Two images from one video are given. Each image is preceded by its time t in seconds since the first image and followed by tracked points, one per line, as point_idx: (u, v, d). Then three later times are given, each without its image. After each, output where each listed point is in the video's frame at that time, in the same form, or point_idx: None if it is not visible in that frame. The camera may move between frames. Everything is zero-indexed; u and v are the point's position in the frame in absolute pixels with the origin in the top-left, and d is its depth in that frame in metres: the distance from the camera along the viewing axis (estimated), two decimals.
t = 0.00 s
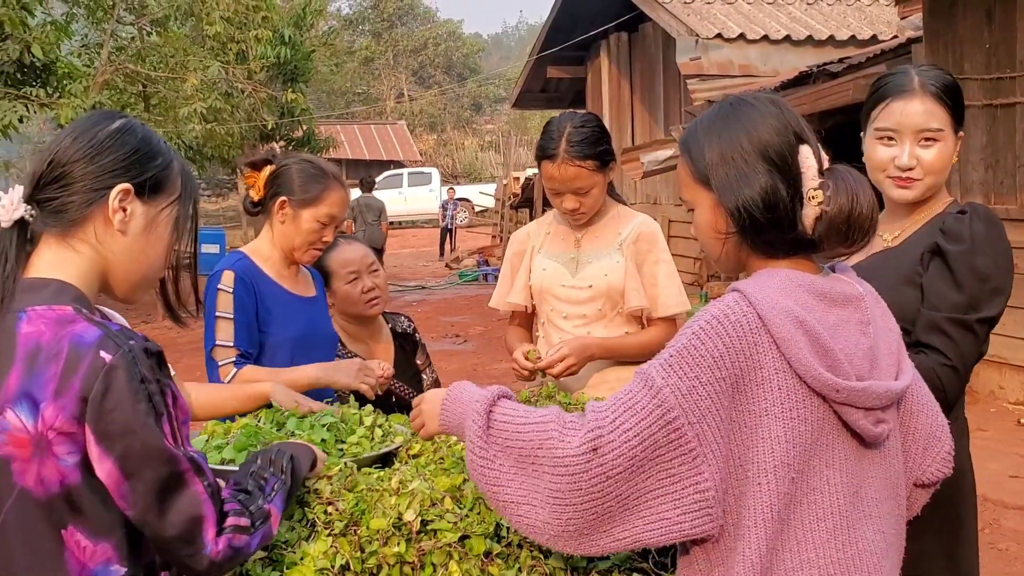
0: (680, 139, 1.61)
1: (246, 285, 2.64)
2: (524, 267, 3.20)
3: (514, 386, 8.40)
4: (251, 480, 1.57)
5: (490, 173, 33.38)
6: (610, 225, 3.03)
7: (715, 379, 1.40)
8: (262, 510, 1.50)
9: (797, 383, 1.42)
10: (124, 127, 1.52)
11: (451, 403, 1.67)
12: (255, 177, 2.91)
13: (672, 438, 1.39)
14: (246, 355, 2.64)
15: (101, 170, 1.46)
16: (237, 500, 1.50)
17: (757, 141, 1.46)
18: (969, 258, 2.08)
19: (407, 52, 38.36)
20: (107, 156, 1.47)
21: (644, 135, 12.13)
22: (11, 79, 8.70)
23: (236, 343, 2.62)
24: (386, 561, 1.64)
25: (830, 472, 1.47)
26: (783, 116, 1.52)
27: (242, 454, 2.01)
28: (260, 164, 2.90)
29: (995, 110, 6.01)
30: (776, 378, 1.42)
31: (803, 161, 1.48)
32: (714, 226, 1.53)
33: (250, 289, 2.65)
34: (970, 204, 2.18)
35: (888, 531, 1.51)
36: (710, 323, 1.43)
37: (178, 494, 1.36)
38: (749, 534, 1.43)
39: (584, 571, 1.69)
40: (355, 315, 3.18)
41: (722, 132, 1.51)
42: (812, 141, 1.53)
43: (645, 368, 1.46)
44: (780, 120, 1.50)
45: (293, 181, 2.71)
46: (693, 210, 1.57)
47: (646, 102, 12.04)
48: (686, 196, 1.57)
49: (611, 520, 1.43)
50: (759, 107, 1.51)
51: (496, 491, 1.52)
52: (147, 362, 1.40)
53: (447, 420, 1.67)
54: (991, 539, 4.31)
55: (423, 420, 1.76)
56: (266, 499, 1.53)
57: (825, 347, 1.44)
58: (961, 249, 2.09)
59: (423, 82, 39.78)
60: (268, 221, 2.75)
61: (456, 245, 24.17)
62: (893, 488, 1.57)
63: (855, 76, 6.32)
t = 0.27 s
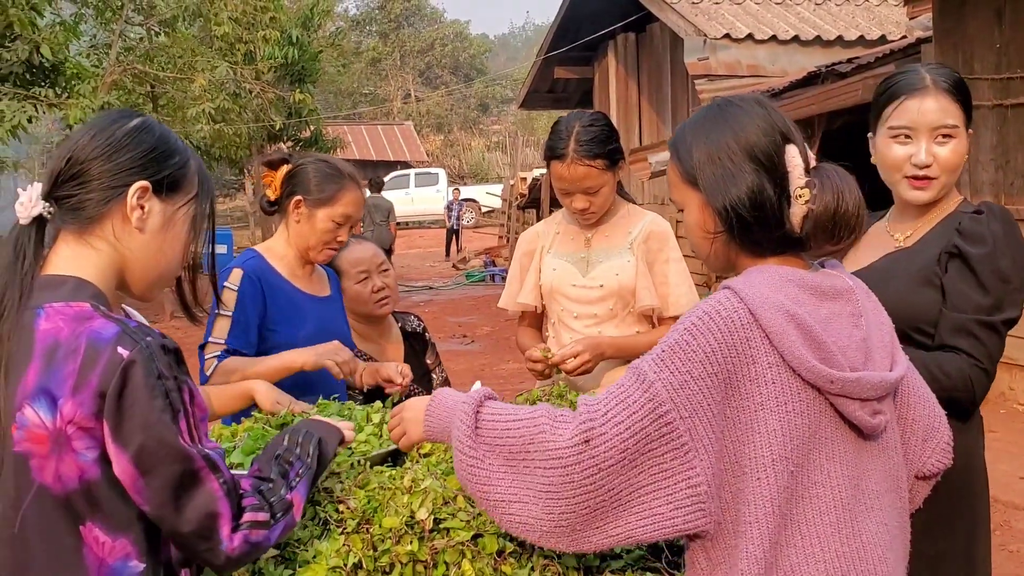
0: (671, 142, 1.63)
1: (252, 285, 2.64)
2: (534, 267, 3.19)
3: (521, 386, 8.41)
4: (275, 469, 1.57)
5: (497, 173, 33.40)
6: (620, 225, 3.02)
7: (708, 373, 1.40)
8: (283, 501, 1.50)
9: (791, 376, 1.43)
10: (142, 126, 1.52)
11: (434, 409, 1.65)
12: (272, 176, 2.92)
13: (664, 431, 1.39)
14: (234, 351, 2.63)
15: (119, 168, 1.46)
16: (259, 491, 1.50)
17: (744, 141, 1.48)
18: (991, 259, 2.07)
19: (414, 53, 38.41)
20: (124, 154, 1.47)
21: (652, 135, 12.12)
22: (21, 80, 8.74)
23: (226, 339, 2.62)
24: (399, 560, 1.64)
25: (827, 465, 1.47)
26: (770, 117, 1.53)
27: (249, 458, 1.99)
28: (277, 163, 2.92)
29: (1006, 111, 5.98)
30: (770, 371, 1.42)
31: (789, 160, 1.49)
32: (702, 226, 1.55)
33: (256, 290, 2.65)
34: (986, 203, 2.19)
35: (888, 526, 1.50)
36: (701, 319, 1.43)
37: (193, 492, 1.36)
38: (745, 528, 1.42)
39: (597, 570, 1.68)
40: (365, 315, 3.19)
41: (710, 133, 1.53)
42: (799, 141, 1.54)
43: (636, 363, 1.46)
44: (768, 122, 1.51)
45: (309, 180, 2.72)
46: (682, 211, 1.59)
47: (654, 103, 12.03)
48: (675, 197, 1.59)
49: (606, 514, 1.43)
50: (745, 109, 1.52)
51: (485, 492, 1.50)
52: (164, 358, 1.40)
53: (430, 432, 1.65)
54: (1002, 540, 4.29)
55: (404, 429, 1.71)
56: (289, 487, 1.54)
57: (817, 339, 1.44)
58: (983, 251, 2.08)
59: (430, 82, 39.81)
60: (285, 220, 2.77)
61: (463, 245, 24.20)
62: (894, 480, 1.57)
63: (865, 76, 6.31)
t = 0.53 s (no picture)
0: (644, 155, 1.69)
1: (259, 286, 2.64)
2: (542, 269, 3.19)
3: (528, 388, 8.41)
4: (280, 471, 1.56)
5: (504, 175, 33.42)
6: (627, 228, 3.02)
7: (660, 362, 1.43)
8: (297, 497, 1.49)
9: (754, 371, 1.45)
10: (153, 128, 1.52)
11: (408, 407, 1.70)
12: (282, 177, 2.92)
13: (608, 413, 1.43)
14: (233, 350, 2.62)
15: (131, 170, 1.46)
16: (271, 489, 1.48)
17: (710, 153, 1.53)
18: (998, 260, 2.08)
19: (422, 54, 38.43)
20: (135, 157, 1.47)
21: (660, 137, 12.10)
22: (30, 81, 8.77)
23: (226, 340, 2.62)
24: (406, 562, 1.64)
25: (792, 461, 1.46)
26: (737, 127, 1.57)
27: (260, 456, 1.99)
28: (288, 164, 2.92)
29: (1016, 113, 5.96)
30: (729, 366, 1.45)
31: (755, 169, 1.53)
32: (673, 235, 1.61)
33: (262, 290, 2.65)
34: (994, 205, 2.19)
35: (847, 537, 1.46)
36: (665, 312, 1.48)
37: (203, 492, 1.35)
38: (695, 517, 1.44)
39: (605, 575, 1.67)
40: (374, 316, 3.22)
41: (677, 144, 1.58)
42: (767, 151, 1.58)
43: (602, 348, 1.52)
44: (733, 132, 1.56)
45: (321, 181, 2.73)
46: (656, 221, 1.65)
47: (662, 104, 12.02)
48: (649, 208, 1.65)
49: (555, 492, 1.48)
50: (710, 120, 1.57)
51: (443, 461, 1.57)
52: (173, 358, 1.40)
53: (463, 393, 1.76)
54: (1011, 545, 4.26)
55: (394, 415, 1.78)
56: (298, 487, 1.52)
57: (783, 332, 1.47)
58: (990, 252, 2.09)
59: (438, 84, 39.83)
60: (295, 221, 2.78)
61: (471, 247, 24.21)
62: (872, 476, 1.58)
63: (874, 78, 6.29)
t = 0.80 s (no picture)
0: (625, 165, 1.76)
1: (263, 287, 2.65)
2: (547, 269, 3.18)
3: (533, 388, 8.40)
4: (284, 477, 1.53)
5: (509, 175, 33.42)
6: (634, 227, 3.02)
7: (625, 361, 1.53)
8: (283, 516, 1.46)
9: (717, 367, 1.51)
10: (154, 125, 1.52)
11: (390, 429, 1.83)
12: (288, 176, 2.91)
13: (578, 411, 1.55)
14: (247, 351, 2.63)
15: (133, 166, 1.46)
16: (261, 500, 1.46)
17: (679, 166, 1.60)
18: (1003, 254, 2.09)
19: (427, 54, 38.40)
20: (137, 153, 1.47)
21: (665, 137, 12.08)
22: (37, 80, 8.77)
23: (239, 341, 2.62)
24: (411, 561, 1.64)
25: (762, 453, 1.51)
26: (710, 140, 1.64)
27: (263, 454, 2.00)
28: (293, 163, 2.91)
29: None
30: (694, 364, 1.51)
31: (725, 180, 1.59)
32: (648, 243, 1.69)
33: (265, 289, 2.65)
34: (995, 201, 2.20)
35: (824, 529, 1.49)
36: (632, 316, 1.56)
37: (189, 497, 1.34)
38: (667, 507, 1.51)
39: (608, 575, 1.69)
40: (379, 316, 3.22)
41: (652, 154, 1.65)
42: (738, 161, 1.63)
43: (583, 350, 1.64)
44: (704, 143, 1.62)
45: (326, 180, 2.72)
46: (636, 229, 1.73)
47: (667, 104, 12.00)
48: (629, 217, 1.73)
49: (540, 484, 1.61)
50: (684, 131, 1.65)
51: (436, 458, 1.70)
52: (173, 357, 1.40)
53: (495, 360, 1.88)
54: (1018, 548, 4.24)
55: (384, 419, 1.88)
56: (289, 500, 1.49)
57: (745, 328, 1.51)
58: (995, 247, 2.09)
59: (443, 83, 39.83)
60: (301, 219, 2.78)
61: (475, 246, 24.21)
62: (859, 465, 1.61)
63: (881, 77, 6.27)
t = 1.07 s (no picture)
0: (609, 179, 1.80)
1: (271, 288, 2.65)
2: (552, 269, 3.17)
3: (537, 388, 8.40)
4: (284, 492, 1.50)
5: (515, 175, 33.42)
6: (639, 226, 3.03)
7: (607, 367, 1.55)
8: (270, 537, 1.44)
9: (697, 368, 1.52)
10: (156, 125, 1.52)
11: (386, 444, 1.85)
12: (293, 176, 2.92)
13: (567, 418, 1.57)
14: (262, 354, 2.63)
15: (135, 166, 1.46)
16: (255, 517, 1.43)
17: (652, 181, 1.64)
18: (1004, 254, 2.08)
19: (433, 54, 38.38)
20: (139, 153, 1.47)
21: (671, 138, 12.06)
22: (44, 79, 8.78)
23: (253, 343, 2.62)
24: (415, 562, 1.63)
25: (749, 450, 1.51)
26: (685, 154, 1.67)
27: (269, 453, 2.01)
28: (298, 163, 2.92)
29: None
30: (674, 367, 1.52)
31: (698, 194, 1.61)
32: (628, 255, 1.73)
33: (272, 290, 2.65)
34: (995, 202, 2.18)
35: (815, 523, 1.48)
36: (614, 324, 1.59)
37: (176, 503, 1.32)
38: (657, 509, 1.51)
39: None
40: (385, 316, 3.22)
41: (626, 172, 1.70)
42: (714, 174, 1.65)
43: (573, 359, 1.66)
44: (679, 158, 1.65)
45: (331, 181, 2.73)
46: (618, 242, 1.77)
47: (673, 105, 11.98)
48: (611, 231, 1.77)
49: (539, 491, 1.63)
50: (657, 146, 1.69)
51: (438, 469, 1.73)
52: (172, 359, 1.39)
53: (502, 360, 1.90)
54: None
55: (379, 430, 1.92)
56: (279, 525, 1.47)
57: (721, 329, 1.53)
58: (996, 247, 2.08)
59: (449, 84, 39.83)
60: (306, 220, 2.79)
61: (481, 247, 24.21)
62: (850, 460, 1.60)
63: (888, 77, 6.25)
